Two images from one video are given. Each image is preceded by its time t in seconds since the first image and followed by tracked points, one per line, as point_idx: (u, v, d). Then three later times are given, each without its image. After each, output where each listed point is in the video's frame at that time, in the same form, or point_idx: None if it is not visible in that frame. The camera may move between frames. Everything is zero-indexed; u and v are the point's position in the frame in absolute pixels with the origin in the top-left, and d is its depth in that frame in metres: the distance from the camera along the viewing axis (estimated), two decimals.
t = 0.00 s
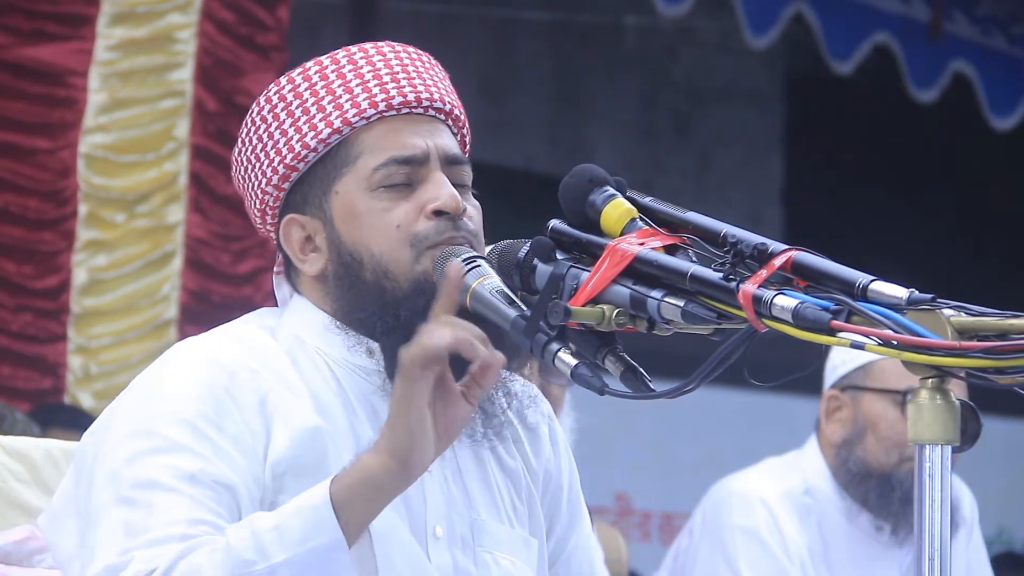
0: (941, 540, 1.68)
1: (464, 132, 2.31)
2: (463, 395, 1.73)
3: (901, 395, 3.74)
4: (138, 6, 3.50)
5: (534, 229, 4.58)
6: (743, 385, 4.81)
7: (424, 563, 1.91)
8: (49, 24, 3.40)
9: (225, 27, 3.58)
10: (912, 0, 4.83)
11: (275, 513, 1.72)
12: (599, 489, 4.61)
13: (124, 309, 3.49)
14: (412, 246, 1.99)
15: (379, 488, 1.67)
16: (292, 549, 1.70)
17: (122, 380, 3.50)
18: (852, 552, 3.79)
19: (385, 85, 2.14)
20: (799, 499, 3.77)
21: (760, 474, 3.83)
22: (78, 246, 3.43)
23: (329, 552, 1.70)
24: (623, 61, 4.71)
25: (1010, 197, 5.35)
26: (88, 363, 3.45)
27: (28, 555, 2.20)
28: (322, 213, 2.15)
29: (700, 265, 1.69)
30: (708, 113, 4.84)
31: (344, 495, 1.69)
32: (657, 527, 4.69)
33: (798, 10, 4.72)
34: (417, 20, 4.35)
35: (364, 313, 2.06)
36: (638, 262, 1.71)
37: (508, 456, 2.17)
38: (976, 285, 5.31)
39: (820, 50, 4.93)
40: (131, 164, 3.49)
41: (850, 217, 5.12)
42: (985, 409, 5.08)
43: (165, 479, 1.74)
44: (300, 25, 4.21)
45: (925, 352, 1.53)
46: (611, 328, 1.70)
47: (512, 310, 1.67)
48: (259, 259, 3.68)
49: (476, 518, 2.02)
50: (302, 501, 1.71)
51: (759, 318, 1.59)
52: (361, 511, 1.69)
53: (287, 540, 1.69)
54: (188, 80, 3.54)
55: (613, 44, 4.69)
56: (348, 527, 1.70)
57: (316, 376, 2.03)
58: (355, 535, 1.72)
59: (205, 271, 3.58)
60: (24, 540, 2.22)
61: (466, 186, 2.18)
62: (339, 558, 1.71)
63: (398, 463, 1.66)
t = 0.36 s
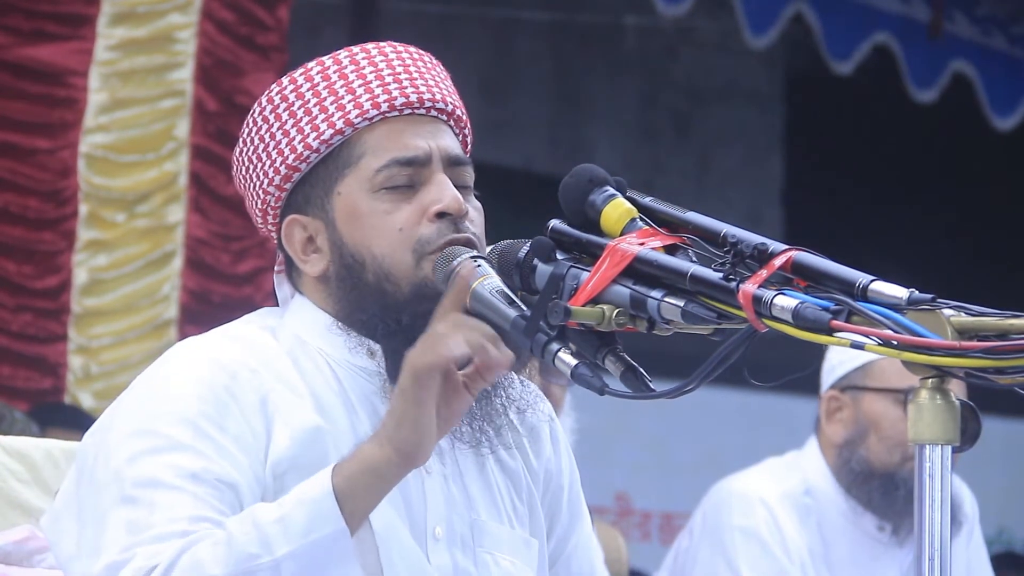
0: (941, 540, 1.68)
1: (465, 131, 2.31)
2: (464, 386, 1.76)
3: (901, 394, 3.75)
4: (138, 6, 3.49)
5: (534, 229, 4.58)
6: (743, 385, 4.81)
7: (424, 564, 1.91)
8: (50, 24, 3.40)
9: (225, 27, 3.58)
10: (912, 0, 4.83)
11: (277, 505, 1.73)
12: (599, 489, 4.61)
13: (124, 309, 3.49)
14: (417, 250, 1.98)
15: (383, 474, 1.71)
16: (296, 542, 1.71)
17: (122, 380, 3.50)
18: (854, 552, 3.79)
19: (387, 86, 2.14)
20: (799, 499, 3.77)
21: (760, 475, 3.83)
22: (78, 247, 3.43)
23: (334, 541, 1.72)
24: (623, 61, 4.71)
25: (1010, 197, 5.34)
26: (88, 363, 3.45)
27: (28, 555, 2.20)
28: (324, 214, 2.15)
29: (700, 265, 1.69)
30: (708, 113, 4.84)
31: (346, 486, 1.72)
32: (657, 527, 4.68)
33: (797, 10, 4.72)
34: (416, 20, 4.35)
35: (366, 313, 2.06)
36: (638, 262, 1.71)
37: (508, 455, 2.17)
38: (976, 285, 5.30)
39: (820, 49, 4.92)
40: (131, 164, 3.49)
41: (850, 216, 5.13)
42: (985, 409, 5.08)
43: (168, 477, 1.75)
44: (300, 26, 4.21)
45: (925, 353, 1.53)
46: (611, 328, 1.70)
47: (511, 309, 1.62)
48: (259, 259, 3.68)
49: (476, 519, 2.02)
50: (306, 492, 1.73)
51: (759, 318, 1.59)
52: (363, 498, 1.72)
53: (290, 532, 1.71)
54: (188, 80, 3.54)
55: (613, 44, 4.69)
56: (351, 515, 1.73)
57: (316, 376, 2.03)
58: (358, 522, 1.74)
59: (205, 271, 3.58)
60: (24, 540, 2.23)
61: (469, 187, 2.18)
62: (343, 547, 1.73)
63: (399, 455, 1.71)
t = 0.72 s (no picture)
0: (942, 540, 1.69)
1: (466, 131, 2.31)
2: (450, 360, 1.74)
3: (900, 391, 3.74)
4: (138, 6, 3.49)
5: (535, 229, 4.58)
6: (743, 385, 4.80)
7: (424, 564, 1.91)
8: (49, 24, 3.40)
9: (225, 28, 3.58)
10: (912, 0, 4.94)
11: (278, 497, 1.73)
12: (599, 489, 4.61)
13: (124, 310, 3.49)
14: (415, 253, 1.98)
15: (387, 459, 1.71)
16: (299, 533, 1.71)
17: (122, 380, 3.50)
18: (852, 551, 3.80)
19: (387, 86, 2.14)
20: (799, 500, 3.76)
21: (760, 475, 3.83)
22: (78, 246, 3.43)
23: (337, 532, 1.72)
24: (624, 61, 4.71)
25: (1009, 198, 5.32)
26: (87, 363, 3.44)
27: (28, 554, 2.20)
28: (324, 214, 2.15)
29: (700, 265, 1.69)
30: (708, 113, 4.84)
31: (347, 476, 1.72)
32: (657, 527, 4.68)
33: (798, 11, 4.85)
34: (417, 20, 4.35)
35: (366, 315, 2.07)
36: (638, 262, 1.71)
37: (508, 456, 2.17)
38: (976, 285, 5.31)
39: (820, 50, 4.93)
40: (131, 165, 3.49)
41: (851, 216, 5.12)
42: (985, 409, 5.08)
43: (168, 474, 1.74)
44: (301, 26, 4.20)
45: (925, 353, 1.53)
46: (612, 328, 1.70)
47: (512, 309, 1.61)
48: (260, 259, 3.67)
49: (476, 519, 2.02)
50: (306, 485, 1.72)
51: (759, 318, 1.59)
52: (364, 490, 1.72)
53: (292, 524, 1.70)
54: (188, 80, 3.53)
55: (613, 44, 4.69)
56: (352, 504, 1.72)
57: (316, 376, 2.03)
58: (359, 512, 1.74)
59: (205, 271, 3.58)
60: (24, 541, 2.23)
61: (469, 188, 2.18)
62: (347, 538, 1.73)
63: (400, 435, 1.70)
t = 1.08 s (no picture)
0: (942, 539, 1.69)
1: (466, 131, 2.31)
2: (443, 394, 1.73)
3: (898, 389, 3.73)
4: (138, 6, 3.49)
5: (535, 229, 4.58)
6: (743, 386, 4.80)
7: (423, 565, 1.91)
8: (49, 24, 3.40)
9: (225, 28, 3.58)
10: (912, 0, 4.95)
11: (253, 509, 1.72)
12: (599, 489, 4.61)
13: (124, 310, 3.49)
14: (416, 253, 1.99)
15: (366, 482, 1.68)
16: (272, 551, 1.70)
17: (121, 380, 3.50)
18: (852, 543, 3.81)
19: (389, 86, 2.14)
20: (799, 498, 3.77)
21: (759, 474, 3.83)
22: (78, 246, 3.43)
23: (305, 551, 1.71)
24: (624, 60, 4.71)
25: (1009, 198, 5.32)
26: (87, 363, 3.44)
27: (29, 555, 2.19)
28: (326, 215, 2.15)
29: (701, 265, 1.69)
30: (708, 113, 4.84)
31: (324, 496, 1.70)
32: (657, 528, 4.69)
33: (798, 11, 4.85)
34: (416, 20, 4.34)
35: (369, 316, 2.06)
36: (639, 262, 1.71)
37: (509, 457, 2.17)
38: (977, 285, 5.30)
39: (821, 50, 4.93)
40: (131, 164, 3.49)
41: (852, 216, 5.11)
42: (985, 409, 5.08)
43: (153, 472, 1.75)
44: (301, 26, 4.20)
45: (925, 353, 1.53)
46: (612, 328, 1.70)
47: (512, 310, 1.68)
48: (260, 259, 3.67)
49: (476, 519, 2.03)
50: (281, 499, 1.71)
51: (759, 318, 1.59)
52: (341, 509, 1.70)
53: (264, 539, 1.70)
54: (188, 80, 3.53)
55: (612, 44, 4.69)
56: (326, 524, 1.71)
57: (317, 378, 2.03)
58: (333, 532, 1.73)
59: (205, 271, 3.58)
60: (24, 540, 2.22)
61: (471, 188, 2.18)
62: (315, 557, 1.72)
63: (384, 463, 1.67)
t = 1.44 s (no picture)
0: (942, 539, 1.69)
1: (466, 131, 2.31)
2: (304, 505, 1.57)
3: (897, 387, 3.74)
4: (138, 6, 3.48)
5: (535, 229, 4.59)
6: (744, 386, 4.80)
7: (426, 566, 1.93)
8: (49, 24, 3.39)
9: (225, 28, 3.58)
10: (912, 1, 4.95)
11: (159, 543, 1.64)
12: (599, 489, 4.61)
13: (125, 310, 3.49)
14: (416, 256, 2.02)
15: None
16: None
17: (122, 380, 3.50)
18: (852, 548, 3.78)
19: (387, 87, 2.14)
20: (797, 497, 3.77)
21: (757, 473, 3.83)
22: (79, 247, 3.43)
23: None
24: (624, 60, 4.71)
25: (1010, 199, 5.32)
26: (88, 363, 3.45)
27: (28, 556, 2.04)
28: (325, 215, 2.17)
29: (700, 265, 1.69)
30: (708, 113, 4.84)
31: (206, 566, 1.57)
32: (657, 528, 4.68)
33: (798, 10, 4.86)
34: (417, 20, 4.34)
35: (366, 320, 2.08)
36: (639, 262, 1.71)
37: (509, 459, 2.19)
38: (978, 286, 5.30)
39: (821, 50, 4.93)
40: (132, 165, 3.49)
41: (852, 216, 5.11)
42: (985, 409, 5.08)
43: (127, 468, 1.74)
44: (300, 26, 4.19)
45: (925, 353, 1.53)
46: (612, 328, 1.71)
47: (512, 310, 1.70)
48: (260, 259, 3.68)
49: (476, 520, 2.04)
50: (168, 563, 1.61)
51: (759, 318, 1.59)
52: None
53: None
54: (188, 80, 3.53)
55: (613, 44, 4.69)
56: None
57: (314, 381, 2.03)
58: None
59: (205, 271, 3.58)
60: (24, 540, 2.06)
61: (470, 189, 2.18)
62: None
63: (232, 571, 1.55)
